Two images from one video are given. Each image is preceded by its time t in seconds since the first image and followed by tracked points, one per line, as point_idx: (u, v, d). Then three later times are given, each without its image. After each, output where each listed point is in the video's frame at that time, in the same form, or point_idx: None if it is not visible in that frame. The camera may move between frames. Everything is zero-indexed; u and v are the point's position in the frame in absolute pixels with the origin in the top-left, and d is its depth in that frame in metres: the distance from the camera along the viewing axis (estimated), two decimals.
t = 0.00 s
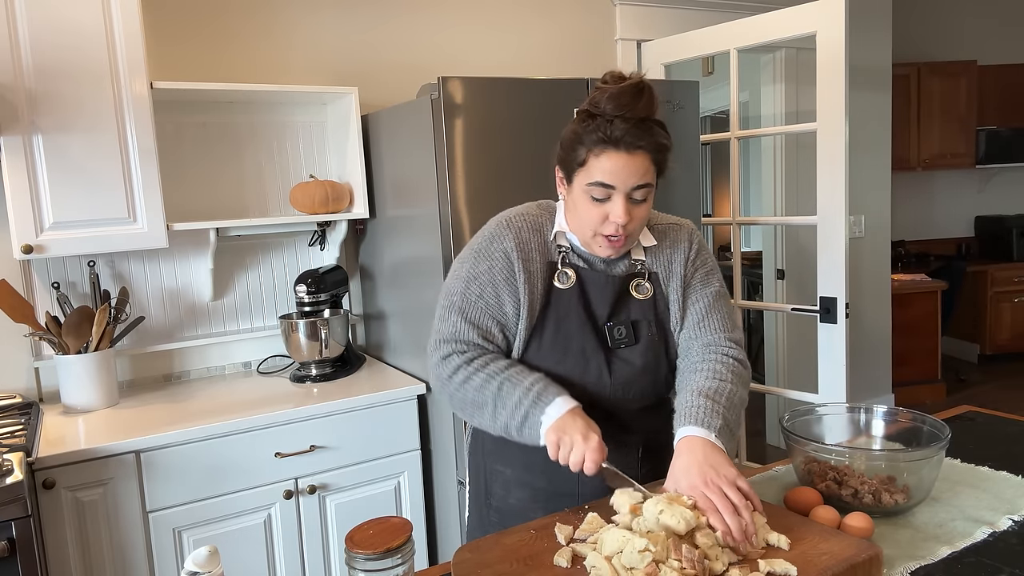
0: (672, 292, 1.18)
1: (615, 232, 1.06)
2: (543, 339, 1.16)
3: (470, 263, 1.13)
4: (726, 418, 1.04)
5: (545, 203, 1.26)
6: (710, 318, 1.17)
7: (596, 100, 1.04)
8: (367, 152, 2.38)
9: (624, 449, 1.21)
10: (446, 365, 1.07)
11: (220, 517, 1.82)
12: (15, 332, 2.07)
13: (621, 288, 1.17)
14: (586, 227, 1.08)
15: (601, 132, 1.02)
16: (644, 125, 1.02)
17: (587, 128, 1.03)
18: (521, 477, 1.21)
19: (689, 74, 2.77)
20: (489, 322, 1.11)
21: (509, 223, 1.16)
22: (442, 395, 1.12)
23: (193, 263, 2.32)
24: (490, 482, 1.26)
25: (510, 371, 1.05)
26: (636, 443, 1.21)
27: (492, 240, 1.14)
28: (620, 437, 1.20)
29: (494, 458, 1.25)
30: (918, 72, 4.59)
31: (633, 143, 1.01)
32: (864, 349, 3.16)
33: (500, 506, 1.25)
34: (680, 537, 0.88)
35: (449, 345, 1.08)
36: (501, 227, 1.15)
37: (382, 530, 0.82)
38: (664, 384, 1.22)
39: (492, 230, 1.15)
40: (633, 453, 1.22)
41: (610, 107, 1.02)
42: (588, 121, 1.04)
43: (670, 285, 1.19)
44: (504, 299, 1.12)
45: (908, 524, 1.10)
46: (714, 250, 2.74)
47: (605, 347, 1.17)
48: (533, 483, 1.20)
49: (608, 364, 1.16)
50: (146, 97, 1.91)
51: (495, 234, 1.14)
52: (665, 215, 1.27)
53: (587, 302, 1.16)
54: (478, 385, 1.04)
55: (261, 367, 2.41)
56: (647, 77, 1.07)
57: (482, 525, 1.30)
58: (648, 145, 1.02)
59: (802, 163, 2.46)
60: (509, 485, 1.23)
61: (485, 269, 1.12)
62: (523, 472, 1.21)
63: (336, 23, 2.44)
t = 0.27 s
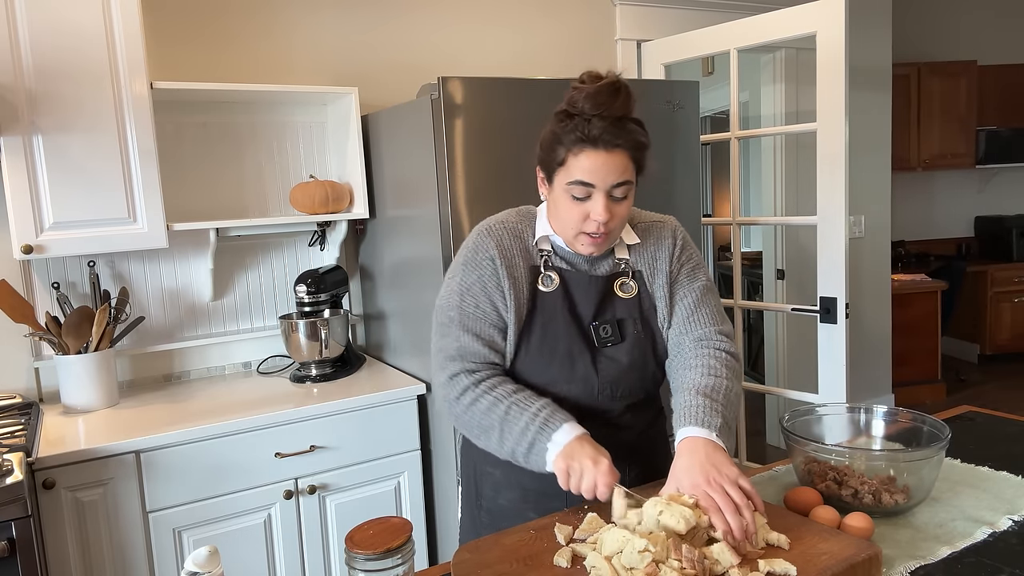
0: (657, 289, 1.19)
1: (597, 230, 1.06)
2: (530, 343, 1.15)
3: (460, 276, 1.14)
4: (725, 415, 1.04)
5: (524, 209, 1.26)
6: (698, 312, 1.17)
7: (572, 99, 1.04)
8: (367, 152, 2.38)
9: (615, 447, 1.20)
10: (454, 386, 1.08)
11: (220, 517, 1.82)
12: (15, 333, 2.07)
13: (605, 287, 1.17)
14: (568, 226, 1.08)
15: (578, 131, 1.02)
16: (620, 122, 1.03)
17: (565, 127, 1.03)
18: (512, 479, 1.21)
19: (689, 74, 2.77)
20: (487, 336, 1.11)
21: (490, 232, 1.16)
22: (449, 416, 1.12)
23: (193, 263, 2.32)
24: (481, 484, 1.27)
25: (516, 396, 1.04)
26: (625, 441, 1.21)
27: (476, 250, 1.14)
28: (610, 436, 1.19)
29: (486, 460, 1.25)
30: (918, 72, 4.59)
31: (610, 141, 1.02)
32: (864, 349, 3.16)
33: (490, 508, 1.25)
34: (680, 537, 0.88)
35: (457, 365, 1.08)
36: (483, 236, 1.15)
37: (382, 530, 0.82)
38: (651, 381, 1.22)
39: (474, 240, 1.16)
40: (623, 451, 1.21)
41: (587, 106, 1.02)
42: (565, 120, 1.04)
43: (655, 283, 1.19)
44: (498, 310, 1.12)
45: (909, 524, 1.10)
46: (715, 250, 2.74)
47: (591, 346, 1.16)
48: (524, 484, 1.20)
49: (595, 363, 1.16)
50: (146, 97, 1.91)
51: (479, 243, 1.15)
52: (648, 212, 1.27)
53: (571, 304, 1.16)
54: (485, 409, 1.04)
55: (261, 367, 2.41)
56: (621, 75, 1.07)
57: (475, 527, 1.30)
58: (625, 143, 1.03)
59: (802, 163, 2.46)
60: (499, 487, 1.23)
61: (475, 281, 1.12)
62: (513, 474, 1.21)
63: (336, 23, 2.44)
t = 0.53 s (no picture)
0: (643, 290, 1.19)
1: (578, 227, 1.06)
2: (516, 349, 1.15)
3: (446, 287, 1.13)
4: (723, 414, 1.05)
5: (503, 216, 1.26)
6: (689, 314, 1.17)
7: (546, 99, 1.05)
8: (367, 152, 2.38)
9: (604, 449, 1.20)
10: (451, 401, 1.08)
11: (220, 517, 1.82)
12: (15, 333, 2.07)
13: (590, 291, 1.17)
14: (549, 225, 1.08)
15: (554, 129, 1.03)
16: (594, 118, 1.04)
17: (540, 127, 1.04)
18: (502, 481, 1.21)
19: (689, 74, 2.78)
20: (479, 348, 1.11)
21: (473, 241, 1.15)
22: (446, 429, 1.12)
23: (193, 263, 2.32)
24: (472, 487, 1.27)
25: (516, 411, 1.06)
26: (614, 443, 1.21)
27: (461, 261, 1.14)
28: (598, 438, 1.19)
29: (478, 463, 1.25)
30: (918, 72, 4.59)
31: (585, 136, 1.03)
32: (864, 349, 3.16)
33: (481, 510, 1.25)
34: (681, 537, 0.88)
35: (454, 379, 1.08)
36: (466, 246, 1.15)
37: (382, 530, 0.82)
38: (638, 383, 1.22)
39: (457, 250, 1.15)
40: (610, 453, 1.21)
41: (561, 104, 1.03)
42: (540, 120, 1.05)
43: (640, 284, 1.20)
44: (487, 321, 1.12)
45: (908, 525, 1.10)
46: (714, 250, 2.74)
47: (576, 350, 1.16)
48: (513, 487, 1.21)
49: (580, 367, 1.16)
50: (146, 97, 1.91)
51: (463, 253, 1.14)
52: (632, 214, 1.28)
53: (556, 309, 1.16)
54: (485, 424, 1.05)
55: (261, 367, 2.41)
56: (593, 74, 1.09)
57: (466, 529, 1.31)
58: (600, 138, 1.03)
59: (802, 163, 2.46)
60: (490, 489, 1.23)
61: (462, 292, 1.11)
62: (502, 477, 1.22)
63: (336, 23, 2.44)
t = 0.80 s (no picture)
0: (629, 285, 1.20)
1: (559, 223, 1.06)
2: (504, 349, 1.16)
3: (429, 292, 1.13)
4: (719, 411, 1.05)
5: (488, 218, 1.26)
6: (675, 306, 1.17)
7: (523, 98, 1.07)
8: (367, 152, 2.39)
9: (597, 446, 1.20)
10: (432, 403, 1.07)
11: (220, 517, 1.82)
12: (15, 332, 2.07)
13: (576, 288, 1.18)
14: (531, 222, 1.09)
15: (532, 126, 1.04)
16: (571, 114, 1.05)
17: (519, 125, 1.06)
18: (497, 482, 1.22)
19: (689, 74, 2.78)
20: (459, 350, 1.11)
21: (456, 244, 1.16)
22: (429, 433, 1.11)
23: (193, 263, 2.32)
24: (466, 490, 1.27)
25: (497, 408, 1.04)
26: (608, 442, 1.21)
27: (444, 263, 1.14)
28: (592, 436, 1.19)
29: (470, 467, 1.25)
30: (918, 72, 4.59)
31: (562, 132, 1.03)
32: (864, 349, 3.16)
33: (475, 513, 1.25)
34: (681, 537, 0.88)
35: (434, 382, 1.08)
36: (449, 249, 1.15)
37: (382, 530, 0.82)
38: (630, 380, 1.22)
39: (440, 254, 1.16)
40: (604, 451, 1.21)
41: (538, 102, 1.05)
42: (518, 118, 1.06)
43: (627, 280, 1.20)
44: (469, 323, 1.12)
45: (908, 524, 1.10)
46: (714, 250, 2.75)
47: (566, 348, 1.17)
48: (509, 488, 1.21)
49: (570, 364, 1.16)
50: (146, 97, 1.91)
51: (446, 257, 1.15)
52: (616, 210, 1.28)
53: (542, 308, 1.16)
54: (466, 423, 1.04)
55: (261, 367, 2.41)
56: (569, 72, 1.10)
57: (462, 534, 1.30)
58: (577, 133, 1.04)
59: (802, 163, 2.46)
60: (485, 492, 1.24)
61: (444, 295, 1.12)
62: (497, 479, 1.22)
63: (336, 23, 2.44)
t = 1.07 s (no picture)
0: (616, 281, 1.20)
1: (547, 218, 1.06)
2: (491, 345, 1.16)
3: (412, 286, 1.13)
4: (714, 408, 1.04)
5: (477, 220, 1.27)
6: (662, 301, 1.17)
7: (508, 96, 1.08)
8: (367, 152, 2.38)
9: (590, 442, 1.19)
10: (408, 394, 1.07)
11: (220, 517, 1.82)
12: (15, 332, 2.07)
13: (563, 284, 1.19)
14: (518, 218, 1.09)
15: (518, 122, 1.05)
16: (556, 110, 1.06)
17: (505, 121, 1.06)
18: (491, 484, 1.22)
19: (689, 74, 2.78)
20: (439, 342, 1.11)
21: (442, 243, 1.16)
22: (405, 425, 1.10)
23: (193, 263, 2.32)
24: (459, 492, 1.27)
25: (474, 399, 1.04)
26: (601, 438, 1.20)
27: (428, 259, 1.14)
28: (584, 432, 1.19)
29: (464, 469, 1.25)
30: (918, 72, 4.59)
31: (548, 127, 1.04)
32: (864, 349, 3.15)
33: (470, 515, 1.25)
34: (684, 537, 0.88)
35: (410, 373, 1.07)
36: (435, 247, 1.16)
37: (382, 530, 0.82)
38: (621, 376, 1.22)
39: (426, 251, 1.16)
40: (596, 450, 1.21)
41: (523, 99, 1.06)
42: (504, 115, 1.07)
43: (614, 276, 1.20)
44: (451, 317, 1.12)
45: (908, 524, 1.10)
46: (715, 250, 2.75)
47: (554, 343, 1.17)
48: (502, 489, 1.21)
49: (558, 358, 1.17)
50: (146, 97, 1.91)
51: (431, 253, 1.15)
52: (603, 211, 1.28)
53: (529, 304, 1.17)
54: (443, 414, 1.03)
55: (261, 367, 2.41)
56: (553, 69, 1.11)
57: (456, 537, 1.30)
58: (562, 128, 1.05)
59: (802, 163, 2.46)
60: (478, 493, 1.23)
61: (427, 289, 1.11)
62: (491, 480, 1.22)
63: (336, 23, 2.44)
